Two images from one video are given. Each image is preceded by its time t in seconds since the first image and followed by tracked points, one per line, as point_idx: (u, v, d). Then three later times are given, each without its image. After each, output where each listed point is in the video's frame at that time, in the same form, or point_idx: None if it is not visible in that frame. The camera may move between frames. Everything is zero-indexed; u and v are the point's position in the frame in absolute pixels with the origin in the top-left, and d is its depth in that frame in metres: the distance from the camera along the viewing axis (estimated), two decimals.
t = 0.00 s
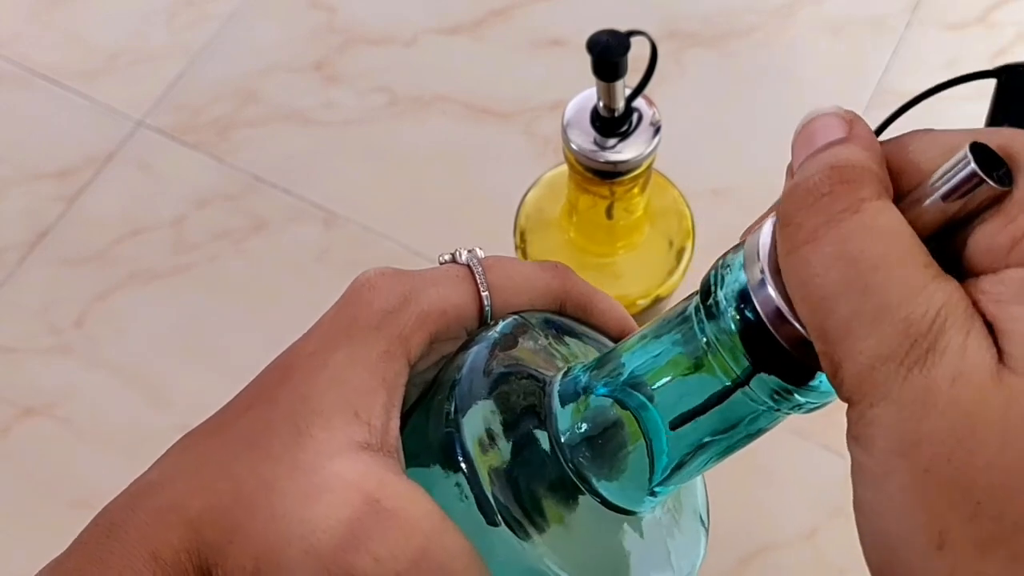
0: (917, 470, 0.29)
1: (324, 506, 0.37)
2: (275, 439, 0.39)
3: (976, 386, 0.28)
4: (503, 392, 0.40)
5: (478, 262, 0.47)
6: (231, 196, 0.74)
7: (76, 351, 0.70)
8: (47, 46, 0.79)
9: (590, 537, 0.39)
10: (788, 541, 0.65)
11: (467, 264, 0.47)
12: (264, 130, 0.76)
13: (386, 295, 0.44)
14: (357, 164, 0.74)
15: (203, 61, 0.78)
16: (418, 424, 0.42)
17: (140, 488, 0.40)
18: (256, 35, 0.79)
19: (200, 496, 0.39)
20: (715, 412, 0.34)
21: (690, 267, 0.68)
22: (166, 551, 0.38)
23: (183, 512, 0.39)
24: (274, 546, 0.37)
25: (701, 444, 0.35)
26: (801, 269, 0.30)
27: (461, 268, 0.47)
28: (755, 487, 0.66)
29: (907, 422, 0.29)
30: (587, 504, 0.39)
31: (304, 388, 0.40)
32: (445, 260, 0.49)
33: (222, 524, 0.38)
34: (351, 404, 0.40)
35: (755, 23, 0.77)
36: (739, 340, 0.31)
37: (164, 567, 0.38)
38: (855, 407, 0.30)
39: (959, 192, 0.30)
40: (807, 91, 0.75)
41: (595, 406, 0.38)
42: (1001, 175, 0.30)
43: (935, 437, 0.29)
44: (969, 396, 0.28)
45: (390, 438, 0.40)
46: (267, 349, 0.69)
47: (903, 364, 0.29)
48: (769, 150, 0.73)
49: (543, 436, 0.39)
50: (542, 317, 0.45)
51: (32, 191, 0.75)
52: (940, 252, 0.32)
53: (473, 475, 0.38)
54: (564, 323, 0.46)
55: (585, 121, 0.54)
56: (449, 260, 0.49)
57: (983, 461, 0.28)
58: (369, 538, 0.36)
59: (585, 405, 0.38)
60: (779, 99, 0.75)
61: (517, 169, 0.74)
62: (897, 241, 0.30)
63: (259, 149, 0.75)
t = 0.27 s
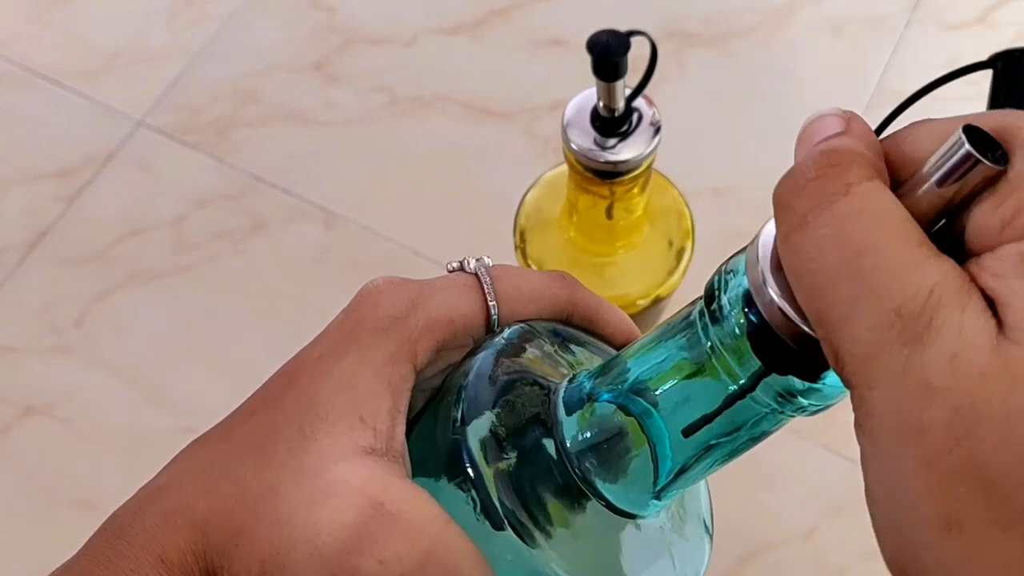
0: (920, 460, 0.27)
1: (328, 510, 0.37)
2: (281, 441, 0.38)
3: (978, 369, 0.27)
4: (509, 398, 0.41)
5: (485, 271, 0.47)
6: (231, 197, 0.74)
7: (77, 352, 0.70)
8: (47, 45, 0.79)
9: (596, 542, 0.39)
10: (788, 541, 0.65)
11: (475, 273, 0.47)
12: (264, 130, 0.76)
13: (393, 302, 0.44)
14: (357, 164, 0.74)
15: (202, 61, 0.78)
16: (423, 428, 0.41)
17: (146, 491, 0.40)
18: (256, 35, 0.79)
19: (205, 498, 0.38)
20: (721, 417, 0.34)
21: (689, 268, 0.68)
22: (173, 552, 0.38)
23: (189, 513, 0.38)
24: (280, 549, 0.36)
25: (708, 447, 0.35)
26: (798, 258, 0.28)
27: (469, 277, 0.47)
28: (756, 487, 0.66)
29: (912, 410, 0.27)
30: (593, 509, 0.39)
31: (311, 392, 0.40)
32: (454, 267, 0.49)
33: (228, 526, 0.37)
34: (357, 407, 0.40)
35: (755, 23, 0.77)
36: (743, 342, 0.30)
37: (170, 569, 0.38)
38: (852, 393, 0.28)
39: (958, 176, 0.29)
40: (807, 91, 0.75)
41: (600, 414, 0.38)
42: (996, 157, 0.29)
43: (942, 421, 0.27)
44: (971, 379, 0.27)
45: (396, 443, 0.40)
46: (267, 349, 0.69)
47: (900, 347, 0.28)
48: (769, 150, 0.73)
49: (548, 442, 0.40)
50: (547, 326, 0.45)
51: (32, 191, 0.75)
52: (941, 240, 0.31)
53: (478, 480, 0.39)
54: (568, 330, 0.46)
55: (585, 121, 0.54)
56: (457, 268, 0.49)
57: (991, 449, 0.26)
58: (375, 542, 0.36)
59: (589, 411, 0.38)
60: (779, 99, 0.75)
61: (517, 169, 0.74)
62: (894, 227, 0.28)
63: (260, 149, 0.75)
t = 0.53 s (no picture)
0: (935, 451, 0.26)
1: (323, 507, 0.36)
2: (276, 439, 0.38)
3: (1001, 368, 0.26)
4: (507, 400, 0.40)
5: (482, 268, 0.47)
6: (231, 197, 0.74)
7: (76, 352, 0.70)
8: (47, 46, 0.79)
9: (589, 543, 0.39)
10: (788, 541, 0.65)
11: (471, 269, 0.47)
12: (264, 130, 0.76)
13: (389, 299, 0.43)
14: (357, 164, 0.74)
15: (202, 61, 0.78)
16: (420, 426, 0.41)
17: (137, 485, 0.39)
18: (256, 35, 0.79)
19: (199, 495, 0.38)
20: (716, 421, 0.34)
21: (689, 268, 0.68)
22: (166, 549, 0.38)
23: (182, 511, 0.38)
24: (273, 548, 0.36)
25: (702, 452, 0.35)
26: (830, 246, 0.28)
27: (465, 273, 0.46)
28: (755, 487, 0.66)
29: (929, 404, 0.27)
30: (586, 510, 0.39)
31: (306, 388, 0.39)
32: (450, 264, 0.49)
33: (222, 524, 0.37)
34: (352, 405, 0.39)
35: (755, 23, 0.77)
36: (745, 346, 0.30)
37: (163, 568, 0.38)
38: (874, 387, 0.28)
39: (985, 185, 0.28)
40: (807, 91, 0.75)
41: (596, 415, 0.38)
42: None
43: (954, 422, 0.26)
44: (995, 378, 0.26)
45: (389, 440, 0.39)
46: (267, 349, 0.69)
47: (926, 343, 0.27)
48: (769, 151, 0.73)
49: (544, 443, 0.39)
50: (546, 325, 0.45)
51: (32, 191, 0.75)
52: (970, 244, 0.30)
53: (473, 480, 0.38)
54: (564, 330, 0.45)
55: (585, 121, 0.54)
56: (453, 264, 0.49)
57: (1001, 450, 0.25)
58: (367, 540, 0.36)
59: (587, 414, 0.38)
60: (779, 99, 0.75)
61: (517, 169, 0.74)
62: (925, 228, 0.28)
63: (260, 149, 0.75)
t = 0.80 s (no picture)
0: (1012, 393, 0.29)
1: (316, 515, 0.37)
2: (272, 451, 0.39)
3: None
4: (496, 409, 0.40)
5: (476, 281, 0.47)
6: (231, 197, 0.74)
7: (77, 352, 0.70)
8: (47, 45, 0.79)
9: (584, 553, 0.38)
10: (788, 542, 0.65)
11: (465, 282, 0.47)
12: (264, 130, 0.76)
13: (385, 312, 0.44)
14: (357, 164, 0.74)
15: (202, 61, 0.78)
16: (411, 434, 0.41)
17: (135, 495, 0.40)
18: (256, 35, 0.79)
19: (193, 505, 0.39)
20: (710, 427, 0.33)
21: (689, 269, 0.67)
22: (160, 555, 0.38)
23: (177, 518, 0.39)
24: (266, 556, 0.37)
25: (692, 460, 0.34)
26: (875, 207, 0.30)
27: (459, 285, 0.46)
28: (755, 488, 0.66)
29: (992, 369, 0.29)
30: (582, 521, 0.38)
31: (301, 400, 0.40)
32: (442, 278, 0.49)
33: (218, 533, 0.38)
34: (345, 417, 0.40)
35: (755, 23, 0.77)
36: (732, 348, 0.30)
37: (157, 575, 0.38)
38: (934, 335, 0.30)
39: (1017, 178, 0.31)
40: (807, 91, 0.75)
41: (584, 423, 0.36)
42: None
43: (1016, 387, 0.29)
44: None
45: (381, 451, 0.40)
46: (267, 349, 0.69)
47: (998, 288, 0.29)
48: (769, 151, 0.73)
49: (532, 453, 0.38)
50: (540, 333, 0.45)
51: (32, 191, 0.75)
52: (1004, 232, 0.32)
53: (463, 491, 0.38)
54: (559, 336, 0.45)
55: (585, 121, 0.54)
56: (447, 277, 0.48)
57: None
58: (357, 548, 0.37)
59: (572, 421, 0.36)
60: (779, 99, 0.75)
61: (517, 169, 0.74)
62: (970, 194, 0.30)
63: (260, 149, 0.75)
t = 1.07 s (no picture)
0: None
1: (291, 506, 0.37)
2: (249, 445, 0.40)
3: None
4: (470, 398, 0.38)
5: (452, 270, 0.46)
6: (231, 197, 0.74)
7: (76, 352, 0.70)
8: (47, 46, 0.79)
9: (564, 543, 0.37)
10: (787, 541, 0.65)
11: (441, 272, 0.46)
12: (264, 130, 0.76)
13: (362, 305, 0.44)
14: (357, 164, 0.74)
15: (202, 61, 0.78)
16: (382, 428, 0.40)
17: (118, 490, 0.41)
18: (256, 35, 0.79)
19: (173, 499, 0.39)
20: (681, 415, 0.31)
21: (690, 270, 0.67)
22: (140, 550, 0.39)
23: (157, 514, 0.39)
24: (243, 547, 0.37)
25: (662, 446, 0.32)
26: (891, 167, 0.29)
27: (433, 275, 0.46)
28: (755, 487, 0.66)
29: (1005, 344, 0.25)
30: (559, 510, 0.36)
31: (277, 393, 0.41)
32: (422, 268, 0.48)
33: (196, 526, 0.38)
34: (320, 408, 0.40)
35: (755, 24, 0.77)
36: (699, 329, 0.29)
37: (136, 567, 0.39)
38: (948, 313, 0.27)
39: None
40: (807, 91, 0.75)
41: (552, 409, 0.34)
42: None
43: None
44: None
45: (357, 441, 0.40)
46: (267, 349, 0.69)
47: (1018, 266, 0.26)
48: (768, 151, 0.73)
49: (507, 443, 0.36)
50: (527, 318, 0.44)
51: (32, 191, 0.75)
52: None
53: (438, 482, 0.37)
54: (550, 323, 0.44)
55: (585, 121, 0.54)
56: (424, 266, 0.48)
57: None
58: (335, 536, 0.37)
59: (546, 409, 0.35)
60: (779, 100, 0.75)
61: (516, 169, 0.74)
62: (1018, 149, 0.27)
63: (260, 149, 0.75)
